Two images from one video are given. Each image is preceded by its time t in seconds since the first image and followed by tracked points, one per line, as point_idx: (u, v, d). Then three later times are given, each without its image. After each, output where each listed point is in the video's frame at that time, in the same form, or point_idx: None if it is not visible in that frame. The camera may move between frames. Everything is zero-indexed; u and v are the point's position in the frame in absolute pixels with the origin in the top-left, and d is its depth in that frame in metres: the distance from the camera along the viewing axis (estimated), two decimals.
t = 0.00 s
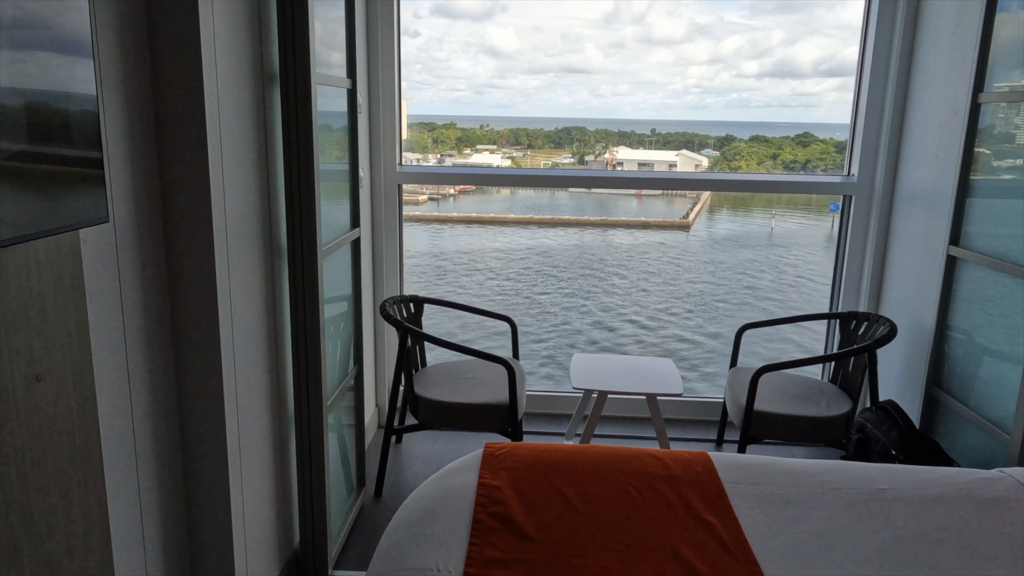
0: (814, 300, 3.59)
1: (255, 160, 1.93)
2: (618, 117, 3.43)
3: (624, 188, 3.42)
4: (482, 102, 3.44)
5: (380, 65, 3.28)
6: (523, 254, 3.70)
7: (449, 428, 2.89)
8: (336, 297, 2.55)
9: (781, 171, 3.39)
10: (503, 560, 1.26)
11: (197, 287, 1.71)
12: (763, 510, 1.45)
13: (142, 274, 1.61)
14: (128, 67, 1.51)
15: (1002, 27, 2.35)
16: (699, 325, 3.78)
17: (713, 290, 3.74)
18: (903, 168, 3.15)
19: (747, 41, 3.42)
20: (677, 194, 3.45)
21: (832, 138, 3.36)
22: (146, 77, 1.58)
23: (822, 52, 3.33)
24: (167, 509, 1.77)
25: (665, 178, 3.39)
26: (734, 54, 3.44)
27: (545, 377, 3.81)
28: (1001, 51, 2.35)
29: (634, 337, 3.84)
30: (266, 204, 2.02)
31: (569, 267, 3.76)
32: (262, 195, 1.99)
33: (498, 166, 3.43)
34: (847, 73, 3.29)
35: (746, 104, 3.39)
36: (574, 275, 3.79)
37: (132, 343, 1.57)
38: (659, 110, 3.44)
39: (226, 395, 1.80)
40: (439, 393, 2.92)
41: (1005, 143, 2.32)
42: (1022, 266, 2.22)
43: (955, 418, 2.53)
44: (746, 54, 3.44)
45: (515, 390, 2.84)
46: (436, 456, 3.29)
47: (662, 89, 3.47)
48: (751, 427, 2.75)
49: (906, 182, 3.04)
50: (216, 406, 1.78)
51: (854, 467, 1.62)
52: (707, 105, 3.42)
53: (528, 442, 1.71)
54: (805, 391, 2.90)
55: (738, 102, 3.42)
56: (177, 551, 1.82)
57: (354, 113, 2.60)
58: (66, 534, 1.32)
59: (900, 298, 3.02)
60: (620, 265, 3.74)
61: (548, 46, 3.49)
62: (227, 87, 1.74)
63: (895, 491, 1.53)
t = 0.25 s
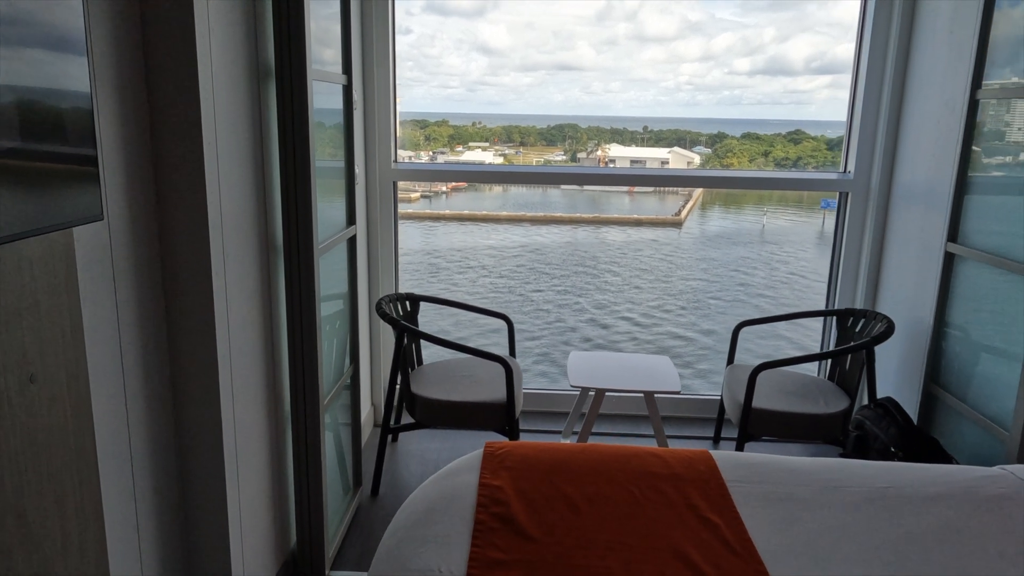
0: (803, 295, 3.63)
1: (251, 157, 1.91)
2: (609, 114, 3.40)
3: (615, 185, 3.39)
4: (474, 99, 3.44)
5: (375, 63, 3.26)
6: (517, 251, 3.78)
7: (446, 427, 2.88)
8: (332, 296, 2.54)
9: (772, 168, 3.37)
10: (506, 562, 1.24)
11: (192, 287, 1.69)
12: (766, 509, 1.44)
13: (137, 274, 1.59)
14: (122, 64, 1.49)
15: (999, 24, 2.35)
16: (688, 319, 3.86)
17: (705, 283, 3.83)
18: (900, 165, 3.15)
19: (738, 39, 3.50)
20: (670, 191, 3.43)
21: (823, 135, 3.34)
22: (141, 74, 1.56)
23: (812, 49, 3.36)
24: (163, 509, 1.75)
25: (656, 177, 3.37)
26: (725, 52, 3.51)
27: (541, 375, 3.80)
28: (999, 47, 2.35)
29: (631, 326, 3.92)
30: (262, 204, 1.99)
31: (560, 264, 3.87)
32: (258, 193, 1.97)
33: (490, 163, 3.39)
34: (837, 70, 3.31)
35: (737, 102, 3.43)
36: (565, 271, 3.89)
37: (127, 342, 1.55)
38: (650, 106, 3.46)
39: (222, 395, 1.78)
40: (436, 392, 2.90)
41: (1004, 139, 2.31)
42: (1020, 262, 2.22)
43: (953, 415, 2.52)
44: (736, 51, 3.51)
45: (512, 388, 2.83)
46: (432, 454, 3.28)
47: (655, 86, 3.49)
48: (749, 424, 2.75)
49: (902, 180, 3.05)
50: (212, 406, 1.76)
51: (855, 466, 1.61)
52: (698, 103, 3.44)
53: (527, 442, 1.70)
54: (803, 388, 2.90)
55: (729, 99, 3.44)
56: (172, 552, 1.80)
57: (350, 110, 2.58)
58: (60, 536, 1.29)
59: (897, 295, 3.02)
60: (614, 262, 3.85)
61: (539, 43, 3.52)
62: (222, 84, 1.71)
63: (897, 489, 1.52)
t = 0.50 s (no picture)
0: (794, 289, 3.64)
1: (246, 154, 1.88)
2: (601, 111, 3.39)
3: (609, 182, 3.40)
4: (466, 96, 3.40)
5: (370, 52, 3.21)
6: (508, 248, 3.73)
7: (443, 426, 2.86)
8: (329, 293, 2.52)
9: (763, 165, 3.38)
10: (510, 563, 1.23)
11: (188, 285, 1.66)
12: (770, 508, 1.43)
13: (132, 272, 1.56)
14: (116, 58, 1.46)
15: (998, 20, 2.34)
16: (683, 317, 3.81)
17: (696, 284, 3.78)
18: (896, 162, 3.14)
19: (729, 36, 3.48)
20: (662, 188, 3.43)
21: (814, 132, 3.35)
22: (135, 69, 1.53)
23: (803, 47, 3.38)
24: (158, 511, 1.72)
25: (648, 173, 3.36)
26: (716, 49, 3.49)
27: (537, 373, 3.79)
28: (998, 44, 2.34)
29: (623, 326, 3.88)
30: (257, 201, 1.96)
31: (553, 260, 3.81)
32: (253, 190, 1.94)
33: (483, 160, 3.37)
34: (827, 67, 3.31)
35: (729, 99, 3.39)
36: (559, 267, 3.83)
37: (122, 341, 1.53)
38: (642, 103, 3.42)
39: (218, 395, 1.75)
40: (432, 390, 2.88)
41: (1003, 136, 2.31)
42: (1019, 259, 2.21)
43: (952, 411, 2.52)
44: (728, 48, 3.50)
45: (510, 386, 2.82)
46: (429, 453, 3.26)
47: (646, 84, 3.46)
48: (747, 422, 2.75)
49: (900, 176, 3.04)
50: (208, 407, 1.74)
51: (858, 463, 1.60)
52: (691, 100, 3.40)
53: (529, 440, 1.69)
54: (801, 385, 2.90)
55: (721, 97, 3.40)
56: (168, 554, 1.78)
57: (346, 107, 2.56)
58: (54, 540, 1.27)
59: (894, 292, 3.02)
60: (606, 260, 3.78)
61: (531, 40, 3.50)
62: (218, 79, 1.69)
63: (900, 486, 1.52)
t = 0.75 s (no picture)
0: (786, 285, 3.66)
1: (242, 150, 1.85)
2: (591, 108, 3.42)
3: (600, 179, 3.38)
4: (458, 93, 3.38)
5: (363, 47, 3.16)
6: (498, 246, 3.67)
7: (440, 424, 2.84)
8: (325, 291, 2.49)
9: (754, 161, 3.36)
10: (515, 565, 1.21)
11: (183, 284, 1.63)
12: (777, 507, 1.42)
13: (126, 270, 1.53)
14: (108, 52, 1.43)
15: (999, 16, 2.33)
16: (674, 313, 3.79)
17: (687, 283, 3.76)
18: (893, 159, 3.13)
19: (721, 33, 3.52)
20: (653, 184, 3.40)
21: (806, 129, 3.34)
22: (128, 63, 1.50)
23: (795, 44, 3.41)
24: (153, 513, 1.70)
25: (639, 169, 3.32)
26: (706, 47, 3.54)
27: (533, 371, 3.77)
28: (999, 40, 2.33)
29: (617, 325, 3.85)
30: (252, 199, 1.93)
31: (546, 258, 3.74)
32: (249, 187, 1.91)
33: (474, 157, 3.38)
34: (816, 65, 3.32)
35: (719, 96, 3.43)
36: (553, 265, 3.77)
37: (116, 341, 1.50)
38: (634, 100, 3.44)
39: (214, 395, 1.72)
40: (429, 388, 2.86)
41: (1004, 132, 2.30)
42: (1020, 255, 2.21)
43: (951, 408, 2.52)
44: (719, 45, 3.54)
45: (508, 384, 2.80)
46: (425, 452, 3.24)
47: (638, 81, 3.49)
48: (746, 419, 2.74)
49: (897, 172, 3.04)
50: (204, 408, 1.71)
51: (862, 460, 1.59)
52: (682, 97, 3.46)
53: (531, 440, 1.67)
54: (799, 382, 2.89)
55: (712, 94, 3.44)
56: (164, 557, 1.75)
57: (342, 103, 2.53)
58: (48, 545, 1.24)
59: (892, 288, 3.02)
60: (598, 257, 3.73)
61: (522, 36, 3.48)
62: (212, 74, 1.65)
63: (906, 484, 1.51)
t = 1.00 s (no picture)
0: (783, 283, 3.65)
1: (241, 149, 1.84)
2: (587, 106, 3.42)
3: (595, 177, 3.37)
4: (454, 91, 3.35)
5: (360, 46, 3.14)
6: (496, 245, 3.67)
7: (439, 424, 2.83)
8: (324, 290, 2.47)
9: (750, 160, 3.36)
10: (519, 566, 1.20)
11: (182, 284, 1.62)
12: (781, 505, 1.42)
13: (124, 270, 1.52)
14: (105, 49, 1.41)
15: (1000, 14, 2.32)
16: (670, 311, 3.79)
17: (683, 281, 3.75)
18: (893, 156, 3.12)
19: (716, 32, 3.46)
20: (649, 183, 3.40)
21: (800, 128, 3.33)
22: (125, 59, 1.48)
23: (790, 43, 3.38)
24: (152, 515, 1.68)
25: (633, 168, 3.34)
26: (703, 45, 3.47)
27: (532, 370, 3.76)
28: (1000, 38, 2.33)
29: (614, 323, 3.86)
30: (252, 198, 1.92)
31: (542, 256, 3.75)
32: (247, 186, 1.89)
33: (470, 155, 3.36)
34: (813, 63, 3.30)
35: (715, 95, 3.38)
36: (548, 264, 3.78)
37: (114, 342, 1.48)
38: (629, 99, 3.46)
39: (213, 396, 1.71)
40: (428, 388, 2.85)
41: (1005, 130, 2.29)
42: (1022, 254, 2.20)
43: (951, 406, 2.52)
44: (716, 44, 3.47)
45: (507, 383, 2.79)
46: (424, 451, 3.23)
47: (633, 79, 3.49)
48: (746, 417, 2.74)
49: (897, 170, 3.03)
50: (203, 409, 1.69)
51: (866, 459, 1.59)
52: (677, 96, 3.42)
53: (534, 440, 1.66)
54: (799, 381, 2.89)
55: (708, 92, 3.38)
56: (162, 559, 1.73)
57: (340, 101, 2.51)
58: (46, 549, 1.23)
59: (892, 286, 3.01)
60: (594, 255, 3.74)
61: (517, 35, 3.45)
62: (211, 72, 1.64)
63: (910, 482, 1.50)
